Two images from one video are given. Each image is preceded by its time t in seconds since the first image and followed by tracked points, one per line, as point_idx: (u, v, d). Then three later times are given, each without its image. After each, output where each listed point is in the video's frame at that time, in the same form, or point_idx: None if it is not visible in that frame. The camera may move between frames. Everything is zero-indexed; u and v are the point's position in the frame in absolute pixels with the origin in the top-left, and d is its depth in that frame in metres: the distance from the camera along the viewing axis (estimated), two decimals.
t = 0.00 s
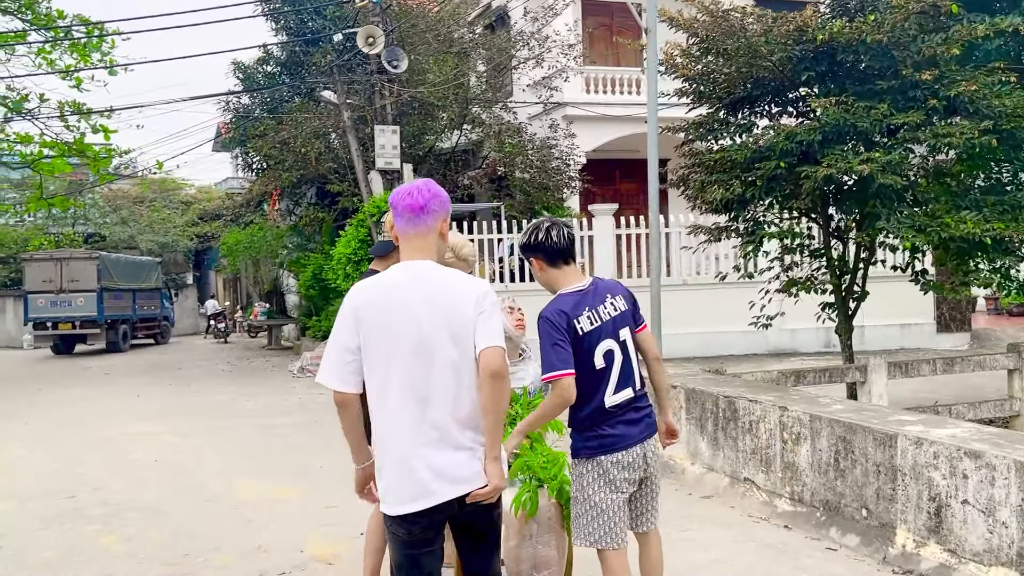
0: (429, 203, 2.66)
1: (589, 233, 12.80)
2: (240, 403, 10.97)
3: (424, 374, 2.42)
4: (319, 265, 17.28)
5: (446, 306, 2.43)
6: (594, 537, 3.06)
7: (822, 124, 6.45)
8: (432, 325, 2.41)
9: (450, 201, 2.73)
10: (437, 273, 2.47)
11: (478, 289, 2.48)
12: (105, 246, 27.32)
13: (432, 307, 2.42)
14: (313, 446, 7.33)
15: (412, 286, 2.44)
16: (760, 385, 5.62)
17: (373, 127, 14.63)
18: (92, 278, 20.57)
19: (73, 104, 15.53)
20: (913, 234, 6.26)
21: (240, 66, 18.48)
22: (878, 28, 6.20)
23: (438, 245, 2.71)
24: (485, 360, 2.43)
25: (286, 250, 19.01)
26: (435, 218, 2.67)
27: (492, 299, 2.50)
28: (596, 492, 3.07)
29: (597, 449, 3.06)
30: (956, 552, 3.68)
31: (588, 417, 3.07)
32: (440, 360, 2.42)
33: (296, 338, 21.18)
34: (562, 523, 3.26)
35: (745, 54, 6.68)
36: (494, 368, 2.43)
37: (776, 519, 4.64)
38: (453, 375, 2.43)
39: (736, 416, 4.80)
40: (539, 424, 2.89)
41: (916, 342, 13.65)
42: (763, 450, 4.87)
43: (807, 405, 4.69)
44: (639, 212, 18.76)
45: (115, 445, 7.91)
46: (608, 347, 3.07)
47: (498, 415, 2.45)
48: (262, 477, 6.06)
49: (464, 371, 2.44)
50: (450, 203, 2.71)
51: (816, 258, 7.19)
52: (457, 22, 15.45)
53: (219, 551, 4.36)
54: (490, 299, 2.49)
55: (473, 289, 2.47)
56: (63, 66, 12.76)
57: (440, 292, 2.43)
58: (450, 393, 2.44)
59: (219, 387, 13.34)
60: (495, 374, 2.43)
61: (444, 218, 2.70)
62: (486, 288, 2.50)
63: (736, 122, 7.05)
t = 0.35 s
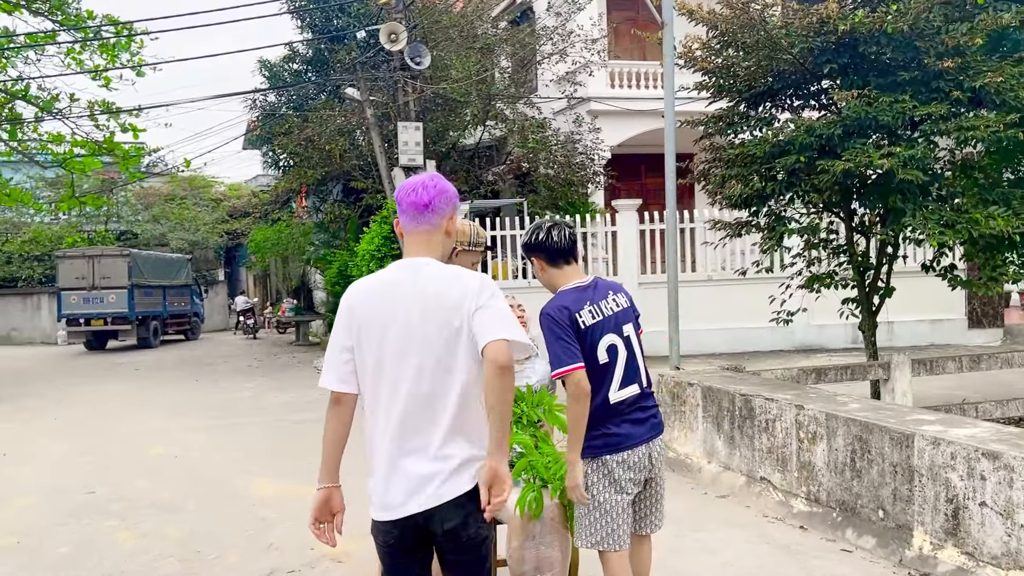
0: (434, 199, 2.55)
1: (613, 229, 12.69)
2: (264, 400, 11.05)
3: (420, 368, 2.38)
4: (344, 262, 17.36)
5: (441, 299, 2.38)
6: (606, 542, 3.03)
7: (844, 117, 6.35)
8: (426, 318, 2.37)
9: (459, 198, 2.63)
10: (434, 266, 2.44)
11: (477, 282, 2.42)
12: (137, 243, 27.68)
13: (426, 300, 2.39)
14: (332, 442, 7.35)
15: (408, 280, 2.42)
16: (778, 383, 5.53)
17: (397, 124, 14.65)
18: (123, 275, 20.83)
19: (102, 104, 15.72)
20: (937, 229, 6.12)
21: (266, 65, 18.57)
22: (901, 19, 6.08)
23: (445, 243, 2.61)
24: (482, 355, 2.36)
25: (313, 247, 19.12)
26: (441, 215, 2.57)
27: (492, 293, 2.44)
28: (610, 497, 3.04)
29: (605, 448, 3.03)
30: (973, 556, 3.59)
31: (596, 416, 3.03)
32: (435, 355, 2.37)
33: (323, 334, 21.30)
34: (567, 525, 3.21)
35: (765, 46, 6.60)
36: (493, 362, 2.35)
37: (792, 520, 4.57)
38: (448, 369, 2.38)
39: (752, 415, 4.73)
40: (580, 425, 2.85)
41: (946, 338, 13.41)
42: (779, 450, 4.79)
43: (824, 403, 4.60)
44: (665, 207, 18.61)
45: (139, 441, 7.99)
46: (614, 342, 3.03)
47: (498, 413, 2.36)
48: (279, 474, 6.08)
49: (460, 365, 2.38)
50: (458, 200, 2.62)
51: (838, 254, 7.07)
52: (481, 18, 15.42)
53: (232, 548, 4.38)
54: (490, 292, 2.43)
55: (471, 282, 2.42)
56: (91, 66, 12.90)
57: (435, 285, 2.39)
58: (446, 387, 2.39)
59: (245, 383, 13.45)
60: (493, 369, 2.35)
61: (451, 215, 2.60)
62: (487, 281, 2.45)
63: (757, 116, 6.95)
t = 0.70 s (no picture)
0: (457, 202, 2.35)
1: (634, 226, 12.64)
2: (286, 397, 11.17)
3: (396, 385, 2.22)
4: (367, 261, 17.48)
5: (432, 317, 2.18)
6: (620, 527, 3.15)
7: (857, 114, 6.32)
8: (413, 334, 2.19)
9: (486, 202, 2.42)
10: (438, 275, 2.23)
11: (475, 308, 2.19)
12: (165, 242, 28.05)
13: (417, 314, 2.19)
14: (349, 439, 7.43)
15: (407, 285, 2.23)
16: (789, 381, 5.53)
17: (418, 123, 14.71)
18: (151, 274, 21.11)
19: (129, 106, 15.93)
20: (952, 226, 6.08)
21: (290, 66, 18.69)
22: (914, 15, 6.04)
23: (465, 248, 2.41)
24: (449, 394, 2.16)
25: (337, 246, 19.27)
26: (462, 218, 2.37)
27: (489, 325, 2.21)
28: (625, 480, 3.16)
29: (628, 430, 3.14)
30: (978, 554, 3.57)
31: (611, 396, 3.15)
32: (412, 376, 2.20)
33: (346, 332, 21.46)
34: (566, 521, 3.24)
35: (778, 43, 6.59)
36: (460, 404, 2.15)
37: (800, 518, 4.57)
38: (418, 396, 2.21)
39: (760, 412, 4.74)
40: (614, 385, 2.97)
41: (973, 336, 13.25)
42: (788, 447, 4.79)
43: (833, 401, 4.60)
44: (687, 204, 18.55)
45: (162, 437, 8.15)
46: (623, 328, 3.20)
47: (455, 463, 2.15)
48: (295, 470, 6.17)
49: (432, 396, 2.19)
50: (484, 204, 2.41)
51: (854, 251, 7.03)
52: (503, 17, 15.47)
53: (245, 543, 4.47)
54: (485, 324, 2.20)
55: (468, 306, 2.19)
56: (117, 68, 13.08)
57: (429, 298, 2.19)
58: (416, 413, 2.22)
59: (269, 380, 13.63)
60: (456, 411, 2.15)
61: (474, 219, 2.39)
62: (489, 310, 2.21)
63: (771, 113, 6.95)
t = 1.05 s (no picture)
0: (465, 200, 2.31)
1: (654, 224, 12.60)
2: (307, 394, 11.29)
3: (386, 382, 2.26)
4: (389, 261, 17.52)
5: (415, 318, 2.19)
6: (626, 515, 3.21)
7: (871, 110, 6.31)
8: (398, 333, 2.21)
9: (495, 202, 2.38)
10: (434, 276, 2.23)
11: (457, 313, 2.17)
12: (192, 242, 28.40)
13: (403, 314, 2.21)
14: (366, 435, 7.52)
15: (399, 282, 2.24)
16: (800, 378, 5.53)
17: (438, 122, 14.76)
18: (178, 274, 21.39)
19: (154, 107, 16.13)
20: (967, 223, 6.04)
21: (313, 67, 18.77)
22: (928, 10, 6.02)
23: (471, 247, 2.37)
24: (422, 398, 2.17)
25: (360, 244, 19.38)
26: (470, 217, 2.33)
27: (471, 330, 2.17)
28: (628, 469, 3.23)
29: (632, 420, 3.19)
30: (982, 549, 3.57)
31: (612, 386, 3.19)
32: (396, 375, 2.23)
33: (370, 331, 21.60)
34: (568, 513, 3.29)
35: (791, 40, 6.59)
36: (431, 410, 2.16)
37: (808, 514, 4.59)
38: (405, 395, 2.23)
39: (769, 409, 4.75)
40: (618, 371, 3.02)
41: (999, 333, 13.09)
42: (798, 443, 4.80)
43: (841, 398, 4.60)
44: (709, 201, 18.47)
45: (184, 433, 8.29)
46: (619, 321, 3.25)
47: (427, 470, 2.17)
48: (311, 466, 6.26)
49: (411, 399, 2.21)
50: (493, 203, 2.37)
51: (870, 249, 6.99)
52: (524, 16, 15.53)
53: (260, 536, 4.56)
54: (469, 330, 2.17)
55: (451, 311, 2.17)
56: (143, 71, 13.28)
57: (419, 299, 2.19)
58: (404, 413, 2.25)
59: (292, 378, 13.79)
60: (434, 416, 2.15)
61: (482, 218, 2.36)
62: (472, 315, 2.17)
63: (785, 110, 6.94)
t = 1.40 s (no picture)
0: (469, 200, 2.35)
1: (673, 224, 12.59)
2: (327, 394, 11.39)
3: (399, 381, 2.30)
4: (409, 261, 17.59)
5: (425, 318, 2.23)
6: (622, 519, 3.22)
7: (887, 109, 6.30)
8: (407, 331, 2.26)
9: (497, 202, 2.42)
10: (441, 277, 2.27)
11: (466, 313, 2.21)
12: (215, 243, 28.67)
13: (411, 315, 2.26)
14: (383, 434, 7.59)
15: (407, 283, 2.29)
16: (815, 378, 5.53)
17: (457, 123, 14.83)
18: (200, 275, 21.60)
19: (177, 110, 16.31)
20: (985, 223, 6.00)
21: (334, 69, 18.85)
22: (944, 8, 5.99)
23: (476, 246, 2.43)
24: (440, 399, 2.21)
25: (381, 245, 19.48)
26: (474, 217, 2.38)
27: (483, 331, 2.22)
28: (627, 476, 3.24)
29: (629, 429, 3.22)
30: (994, 548, 3.57)
31: (612, 397, 3.23)
32: (408, 374, 2.28)
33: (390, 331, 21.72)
34: (576, 508, 3.35)
35: (807, 39, 6.58)
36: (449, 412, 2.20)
37: (821, 513, 4.59)
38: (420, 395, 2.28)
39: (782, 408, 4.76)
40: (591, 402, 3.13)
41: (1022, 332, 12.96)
42: (811, 443, 4.80)
43: (854, 397, 4.61)
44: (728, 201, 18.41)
45: (205, 432, 8.39)
46: (615, 329, 3.25)
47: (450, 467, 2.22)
48: (328, 465, 6.33)
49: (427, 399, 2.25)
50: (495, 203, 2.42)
51: (888, 249, 6.96)
52: (542, 17, 15.59)
53: (276, 533, 4.63)
54: (479, 329, 2.21)
55: (460, 311, 2.22)
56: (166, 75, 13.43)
57: (428, 299, 2.24)
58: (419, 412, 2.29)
59: (312, 378, 13.89)
60: (449, 415, 2.19)
61: (486, 217, 2.41)
62: (482, 314, 2.21)
63: (802, 109, 6.92)
